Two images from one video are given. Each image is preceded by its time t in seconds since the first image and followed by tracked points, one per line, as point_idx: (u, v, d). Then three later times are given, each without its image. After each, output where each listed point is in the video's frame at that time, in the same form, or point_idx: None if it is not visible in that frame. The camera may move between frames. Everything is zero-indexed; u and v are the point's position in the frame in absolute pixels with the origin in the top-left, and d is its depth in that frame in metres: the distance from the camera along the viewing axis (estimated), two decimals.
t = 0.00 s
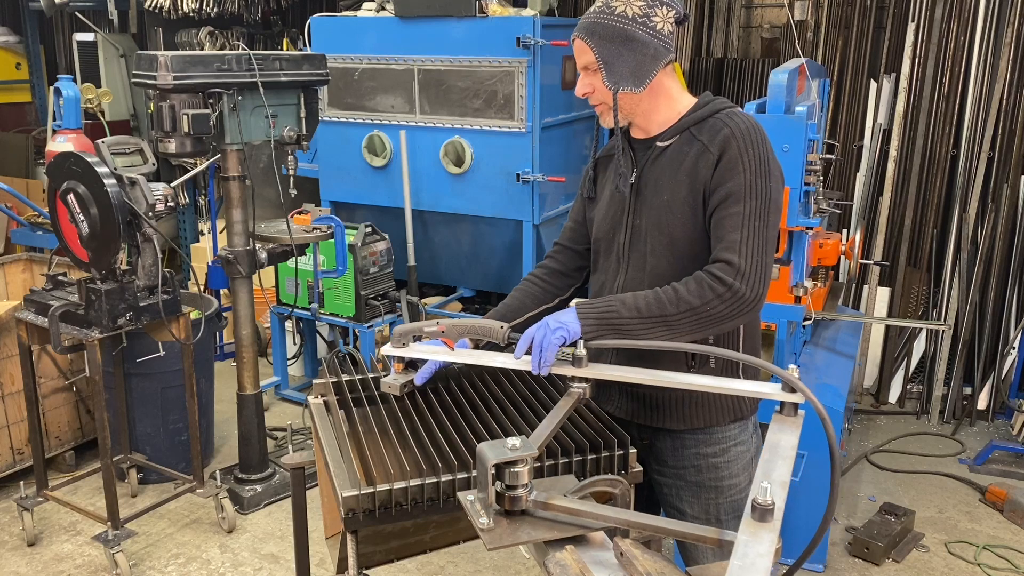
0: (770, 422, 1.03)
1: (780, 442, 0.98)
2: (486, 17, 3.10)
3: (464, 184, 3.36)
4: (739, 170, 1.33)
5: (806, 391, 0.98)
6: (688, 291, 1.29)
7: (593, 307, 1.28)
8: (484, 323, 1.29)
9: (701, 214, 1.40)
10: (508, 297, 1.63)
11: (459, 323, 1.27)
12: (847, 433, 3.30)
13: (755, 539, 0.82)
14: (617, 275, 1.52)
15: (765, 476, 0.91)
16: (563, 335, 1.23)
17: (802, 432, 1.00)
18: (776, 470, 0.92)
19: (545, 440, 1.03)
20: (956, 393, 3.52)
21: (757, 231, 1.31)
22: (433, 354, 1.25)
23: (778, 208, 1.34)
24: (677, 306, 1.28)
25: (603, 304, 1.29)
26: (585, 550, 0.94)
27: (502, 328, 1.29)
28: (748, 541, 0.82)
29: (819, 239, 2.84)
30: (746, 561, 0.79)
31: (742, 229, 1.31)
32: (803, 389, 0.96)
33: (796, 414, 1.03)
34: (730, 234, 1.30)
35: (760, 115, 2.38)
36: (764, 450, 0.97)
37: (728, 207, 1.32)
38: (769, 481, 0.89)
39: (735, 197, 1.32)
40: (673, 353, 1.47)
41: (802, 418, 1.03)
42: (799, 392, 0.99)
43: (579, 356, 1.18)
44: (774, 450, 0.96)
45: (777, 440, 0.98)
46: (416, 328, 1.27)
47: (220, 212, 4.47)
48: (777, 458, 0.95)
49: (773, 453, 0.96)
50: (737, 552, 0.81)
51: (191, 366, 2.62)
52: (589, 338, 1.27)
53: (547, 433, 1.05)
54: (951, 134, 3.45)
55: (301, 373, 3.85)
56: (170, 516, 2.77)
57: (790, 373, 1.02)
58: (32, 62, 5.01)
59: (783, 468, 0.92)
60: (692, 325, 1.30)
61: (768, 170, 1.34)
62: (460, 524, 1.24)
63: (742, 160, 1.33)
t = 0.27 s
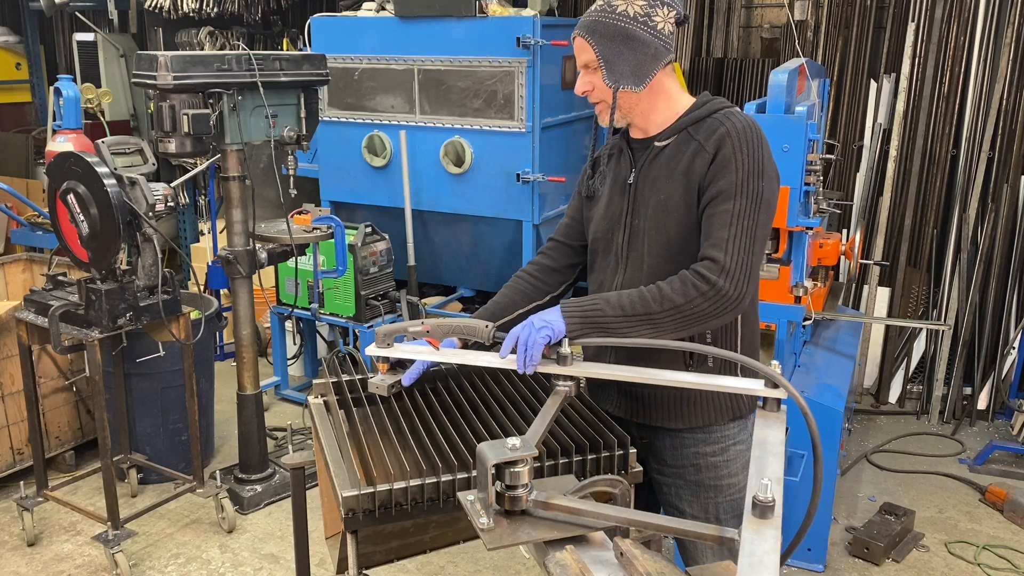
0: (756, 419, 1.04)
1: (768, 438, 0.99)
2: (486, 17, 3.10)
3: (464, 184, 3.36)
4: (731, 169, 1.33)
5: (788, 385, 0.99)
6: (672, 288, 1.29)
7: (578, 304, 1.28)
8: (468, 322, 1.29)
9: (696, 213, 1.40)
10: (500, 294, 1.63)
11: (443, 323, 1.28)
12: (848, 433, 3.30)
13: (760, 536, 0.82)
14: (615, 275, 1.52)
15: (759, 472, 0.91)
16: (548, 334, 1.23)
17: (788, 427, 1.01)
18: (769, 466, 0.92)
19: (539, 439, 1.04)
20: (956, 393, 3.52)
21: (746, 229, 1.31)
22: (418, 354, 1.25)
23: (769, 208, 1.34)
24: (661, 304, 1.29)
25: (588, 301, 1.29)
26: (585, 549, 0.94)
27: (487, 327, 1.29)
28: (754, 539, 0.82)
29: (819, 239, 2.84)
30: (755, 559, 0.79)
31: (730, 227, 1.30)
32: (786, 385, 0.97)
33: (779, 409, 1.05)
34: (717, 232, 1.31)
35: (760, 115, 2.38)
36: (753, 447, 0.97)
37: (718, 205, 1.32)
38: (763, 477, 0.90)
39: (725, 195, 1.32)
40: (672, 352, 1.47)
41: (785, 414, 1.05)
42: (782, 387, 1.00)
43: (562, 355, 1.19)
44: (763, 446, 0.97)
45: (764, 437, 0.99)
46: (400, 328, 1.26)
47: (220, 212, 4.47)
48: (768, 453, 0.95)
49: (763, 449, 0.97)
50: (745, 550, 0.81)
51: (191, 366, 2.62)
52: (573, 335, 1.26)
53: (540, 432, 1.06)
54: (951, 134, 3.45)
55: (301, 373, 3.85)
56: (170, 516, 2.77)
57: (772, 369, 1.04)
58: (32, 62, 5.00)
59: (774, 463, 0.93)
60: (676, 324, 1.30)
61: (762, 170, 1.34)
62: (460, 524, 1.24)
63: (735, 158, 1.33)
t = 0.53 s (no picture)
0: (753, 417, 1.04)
1: (765, 436, 0.99)
2: (486, 17, 3.10)
3: (463, 184, 3.36)
4: (729, 168, 1.33)
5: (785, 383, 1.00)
6: (669, 289, 1.30)
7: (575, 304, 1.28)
8: (464, 321, 1.28)
9: (694, 213, 1.41)
10: (497, 293, 1.62)
11: (439, 323, 1.27)
12: (848, 433, 3.30)
13: (761, 535, 0.82)
14: (614, 274, 1.52)
15: (758, 470, 0.91)
16: (546, 333, 1.22)
17: (784, 425, 1.01)
18: (767, 464, 0.93)
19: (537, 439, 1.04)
20: (956, 393, 3.52)
21: (743, 229, 1.31)
22: (414, 354, 1.24)
23: (768, 207, 1.34)
24: (658, 304, 1.29)
25: (585, 301, 1.29)
26: (585, 549, 0.94)
27: (484, 326, 1.28)
28: (755, 537, 0.81)
29: (819, 239, 2.84)
30: (757, 558, 0.79)
31: (727, 226, 1.31)
32: (783, 383, 0.98)
33: (775, 408, 1.05)
34: (715, 232, 1.31)
35: (760, 115, 2.38)
36: (751, 445, 0.97)
37: (716, 204, 1.32)
38: (761, 475, 0.90)
39: (722, 195, 1.32)
40: (669, 352, 1.47)
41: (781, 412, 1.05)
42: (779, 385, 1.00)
43: (560, 354, 1.18)
44: (761, 444, 0.97)
45: (762, 435, 0.99)
46: (396, 328, 1.26)
47: (220, 212, 4.47)
48: (766, 451, 0.95)
49: (761, 447, 0.97)
50: (746, 548, 0.80)
51: (191, 366, 2.62)
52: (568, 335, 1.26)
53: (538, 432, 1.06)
54: (951, 134, 3.45)
55: (301, 373, 3.85)
56: (170, 516, 2.77)
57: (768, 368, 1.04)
58: (32, 62, 5.00)
59: (772, 461, 0.93)
60: (673, 324, 1.30)
61: (760, 170, 1.34)
62: (460, 524, 1.23)
63: (733, 158, 1.33)
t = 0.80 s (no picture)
0: (759, 420, 1.04)
1: (770, 439, 0.99)
2: (486, 17, 3.10)
3: (464, 184, 3.36)
4: (731, 169, 1.33)
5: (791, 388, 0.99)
6: (675, 289, 1.29)
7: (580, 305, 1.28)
8: (471, 322, 1.30)
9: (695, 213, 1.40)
10: (497, 292, 1.63)
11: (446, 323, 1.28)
12: (848, 433, 3.30)
13: (759, 539, 0.82)
14: (614, 274, 1.52)
15: (760, 474, 0.91)
16: (551, 334, 1.23)
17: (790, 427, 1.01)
18: (770, 468, 0.92)
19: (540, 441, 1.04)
20: (956, 393, 3.52)
21: (746, 230, 1.31)
22: (421, 354, 1.25)
23: (769, 208, 1.34)
24: (664, 304, 1.28)
25: (591, 302, 1.28)
26: (585, 549, 0.94)
27: (489, 326, 1.30)
28: (753, 542, 0.81)
29: (819, 239, 2.84)
30: (753, 561, 0.79)
31: (731, 228, 1.31)
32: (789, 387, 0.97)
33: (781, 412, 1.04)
34: (719, 232, 1.31)
35: (760, 115, 2.38)
36: (755, 449, 0.97)
37: (719, 205, 1.32)
38: (764, 479, 0.90)
39: (725, 196, 1.32)
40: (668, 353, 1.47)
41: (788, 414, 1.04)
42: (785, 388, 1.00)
43: (566, 355, 1.20)
44: (765, 448, 0.97)
45: (766, 439, 0.99)
46: (404, 328, 1.26)
47: (221, 212, 4.47)
48: (769, 455, 0.95)
49: (765, 451, 0.96)
50: (743, 553, 0.80)
51: (191, 366, 2.62)
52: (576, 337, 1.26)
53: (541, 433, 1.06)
54: (951, 134, 3.45)
55: (301, 373, 3.85)
56: (170, 516, 2.77)
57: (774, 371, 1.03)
58: (32, 62, 5.00)
59: (776, 465, 0.93)
60: (678, 324, 1.30)
61: (762, 171, 1.34)
62: (460, 524, 1.23)
63: (734, 159, 1.33)
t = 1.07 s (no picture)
0: (770, 427, 1.03)
1: (778, 446, 0.98)
2: (486, 17, 3.10)
3: (464, 184, 3.36)
4: (736, 172, 1.33)
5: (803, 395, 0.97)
6: (689, 291, 1.29)
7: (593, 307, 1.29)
8: (482, 321, 1.28)
9: (698, 215, 1.40)
10: (503, 288, 1.63)
11: (462, 322, 1.27)
12: (847, 433, 3.30)
13: (753, 546, 0.82)
14: (614, 275, 1.52)
15: (764, 481, 0.91)
16: (561, 335, 1.22)
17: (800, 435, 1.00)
18: (775, 475, 0.92)
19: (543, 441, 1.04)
20: (956, 393, 3.52)
21: (755, 231, 1.32)
22: (434, 352, 1.23)
23: (774, 209, 1.35)
24: (679, 307, 1.29)
25: (604, 305, 1.29)
26: (585, 549, 0.94)
27: (502, 326, 1.27)
28: (747, 549, 0.81)
29: (819, 239, 2.84)
30: (745, 569, 0.78)
31: (741, 230, 1.31)
32: (803, 394, 0.96)
33: (793, 418, 1.03)
34: (729, 235, 1.31)
35: (760, 115, 2.38)
36: (762, 455, 0.97)
37: (727, 208, 1.32)
38: (767, 486, 0.90)
39: (733, 199, 1.32)
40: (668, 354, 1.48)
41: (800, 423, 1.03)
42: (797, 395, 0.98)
43: (577, 355, 1.18)
44: (773, 455, 0.96)
45: (775, 446, 0.98)
46: (418, 326, 1.25)
47: (220, 212, 4.47)
48: (775, 462, 0.95)
49: (771, 458, 0.96)
50: (735, 560, 0.80)
51: (191, 366, 2.62)
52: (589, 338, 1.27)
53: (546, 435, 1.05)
54: (951, 134, 3.45)
55: (301, 373, 3.84)
56: (170, 516, 2.77)
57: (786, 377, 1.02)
58: (32, 62, 5.00)
59: (781, 472, 0.92)
60: (694, 325, 1.30)
61: (766, 173, 1.34)
62: (460, 524, 1.24)
63: (739, 162, 1.33)
